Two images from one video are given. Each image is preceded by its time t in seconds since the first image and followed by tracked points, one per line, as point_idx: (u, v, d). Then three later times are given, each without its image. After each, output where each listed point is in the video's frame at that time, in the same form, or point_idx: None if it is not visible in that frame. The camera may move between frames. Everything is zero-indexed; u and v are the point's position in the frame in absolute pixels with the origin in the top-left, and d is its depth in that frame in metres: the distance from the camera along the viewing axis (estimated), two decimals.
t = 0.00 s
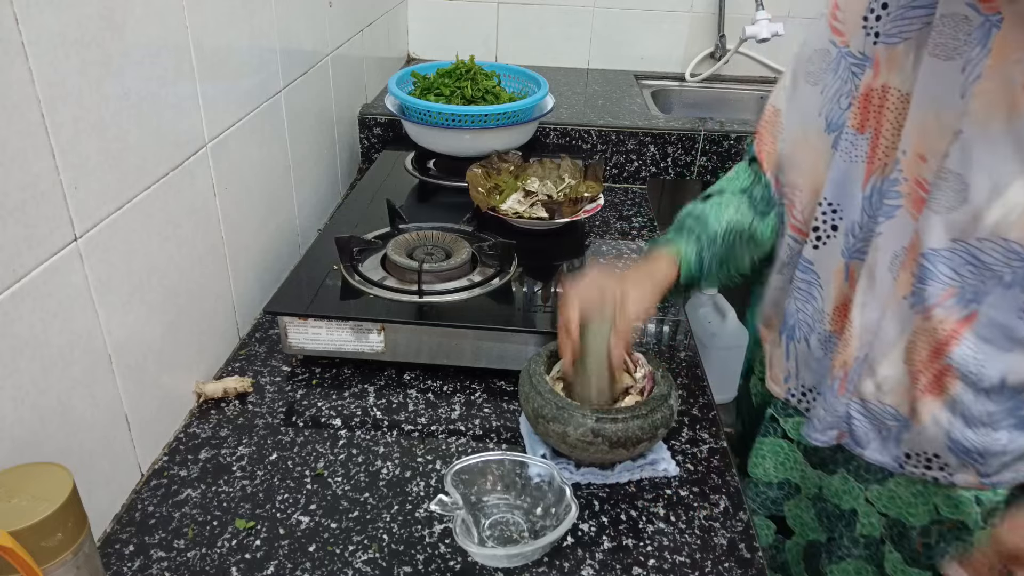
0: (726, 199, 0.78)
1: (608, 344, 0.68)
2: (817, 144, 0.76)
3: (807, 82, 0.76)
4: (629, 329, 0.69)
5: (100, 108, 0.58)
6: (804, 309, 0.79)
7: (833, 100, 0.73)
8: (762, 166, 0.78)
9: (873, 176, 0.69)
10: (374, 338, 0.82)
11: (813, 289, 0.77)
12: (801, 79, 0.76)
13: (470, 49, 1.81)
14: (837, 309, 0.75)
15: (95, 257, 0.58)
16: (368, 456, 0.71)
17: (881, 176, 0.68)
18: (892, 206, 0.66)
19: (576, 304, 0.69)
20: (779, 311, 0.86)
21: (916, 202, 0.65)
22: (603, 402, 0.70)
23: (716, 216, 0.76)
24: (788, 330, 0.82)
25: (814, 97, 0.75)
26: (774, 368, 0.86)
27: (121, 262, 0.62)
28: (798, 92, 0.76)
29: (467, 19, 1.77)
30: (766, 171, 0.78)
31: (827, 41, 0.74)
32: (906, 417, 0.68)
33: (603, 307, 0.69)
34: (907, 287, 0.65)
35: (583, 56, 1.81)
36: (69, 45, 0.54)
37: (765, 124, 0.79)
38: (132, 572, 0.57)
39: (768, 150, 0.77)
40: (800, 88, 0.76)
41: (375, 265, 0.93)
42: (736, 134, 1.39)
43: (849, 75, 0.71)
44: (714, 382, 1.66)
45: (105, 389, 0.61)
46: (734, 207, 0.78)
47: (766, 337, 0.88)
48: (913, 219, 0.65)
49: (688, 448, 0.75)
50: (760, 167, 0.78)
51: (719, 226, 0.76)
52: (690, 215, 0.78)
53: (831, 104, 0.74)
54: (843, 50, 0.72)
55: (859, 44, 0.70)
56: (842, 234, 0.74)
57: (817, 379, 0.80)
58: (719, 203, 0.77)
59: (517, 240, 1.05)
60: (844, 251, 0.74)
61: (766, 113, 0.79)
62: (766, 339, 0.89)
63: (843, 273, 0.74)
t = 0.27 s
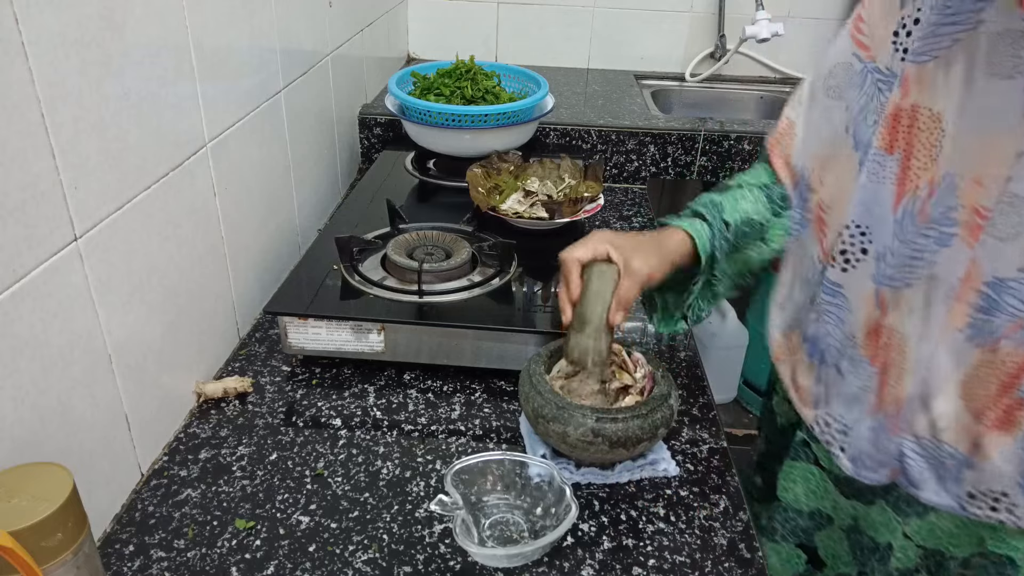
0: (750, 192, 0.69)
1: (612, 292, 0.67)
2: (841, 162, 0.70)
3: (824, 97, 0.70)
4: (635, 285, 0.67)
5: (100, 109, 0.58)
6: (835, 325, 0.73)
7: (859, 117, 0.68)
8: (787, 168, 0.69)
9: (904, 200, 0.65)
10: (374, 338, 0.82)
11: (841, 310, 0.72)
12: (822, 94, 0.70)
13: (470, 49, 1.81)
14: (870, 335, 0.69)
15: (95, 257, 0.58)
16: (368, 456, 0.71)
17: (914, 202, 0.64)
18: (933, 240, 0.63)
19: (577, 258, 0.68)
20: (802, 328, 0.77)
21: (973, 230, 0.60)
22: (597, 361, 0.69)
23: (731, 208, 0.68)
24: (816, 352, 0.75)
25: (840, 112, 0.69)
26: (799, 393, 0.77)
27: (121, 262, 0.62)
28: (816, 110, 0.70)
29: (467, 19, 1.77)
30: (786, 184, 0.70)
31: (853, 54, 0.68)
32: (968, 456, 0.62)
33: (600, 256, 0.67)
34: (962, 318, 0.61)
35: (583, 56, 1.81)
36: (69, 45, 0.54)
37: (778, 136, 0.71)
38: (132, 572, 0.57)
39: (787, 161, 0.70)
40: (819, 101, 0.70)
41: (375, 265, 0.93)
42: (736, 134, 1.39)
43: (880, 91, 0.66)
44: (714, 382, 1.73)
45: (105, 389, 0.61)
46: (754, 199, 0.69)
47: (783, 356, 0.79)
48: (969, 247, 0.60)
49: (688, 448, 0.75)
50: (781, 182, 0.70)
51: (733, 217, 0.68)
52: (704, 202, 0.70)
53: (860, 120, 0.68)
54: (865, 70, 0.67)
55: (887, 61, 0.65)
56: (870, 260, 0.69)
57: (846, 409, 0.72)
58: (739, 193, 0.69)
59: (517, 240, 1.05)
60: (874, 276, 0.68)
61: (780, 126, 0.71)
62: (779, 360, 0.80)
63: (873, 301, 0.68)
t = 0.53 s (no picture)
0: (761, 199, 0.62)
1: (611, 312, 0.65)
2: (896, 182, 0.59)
3: (861, 115, 0.60)
4: (635, 303, 0.63)
5: (100, 109, 0.58)
6: (897, 364, 0.59)
7: (903, 138, 0.58)
8: (804, 185, 0.62)
9: (968, 229, 0.53)
10: (374, 338, 0.82)
11: (902, 350, 0.59)
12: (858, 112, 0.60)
13: (470, 49, 1.81)
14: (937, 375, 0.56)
15: (95, 257, 0.58)
16: (367, 456, 0.71)
17: (981, 229, 0.52)
18: (1009, 270, 0.50)
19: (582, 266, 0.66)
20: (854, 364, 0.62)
21: None
22: (597, 374, 0.69)
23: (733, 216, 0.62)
24: (876, 395, 0.61)
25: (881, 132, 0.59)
26: (852, 432, 0.63)
27: (121, 262, 0.62)
28: (837, 137, 0.61)
29: (467, 19, 1.77)
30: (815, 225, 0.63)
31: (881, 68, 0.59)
32: None
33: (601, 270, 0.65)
34: None
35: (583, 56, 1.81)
36: (69, 45, 0.54)
37: (806, 166, 0.63)
38: (132, 572, 0.57)
39: (821, 199, 0.62)
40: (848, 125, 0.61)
41: (375, 265, 0.93)
42: (736, 134, 1.38)
43: (930, 107, 0.56)
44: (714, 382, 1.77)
45: (105, 389, 0.61)
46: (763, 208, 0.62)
47: (834, 403, 0.64)
48: None
49: (688, 448, 0.75)
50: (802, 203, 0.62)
51: (739, 231, 0.62)
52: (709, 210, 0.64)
53: (919, 134, 0.57)
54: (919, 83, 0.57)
55: (929, 78, 0.56)
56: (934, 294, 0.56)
57: (914, 457, 0.58)
58: (750, 206, 0.62)
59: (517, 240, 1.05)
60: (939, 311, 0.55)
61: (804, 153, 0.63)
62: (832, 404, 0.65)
63: (937, 337, 0.55)
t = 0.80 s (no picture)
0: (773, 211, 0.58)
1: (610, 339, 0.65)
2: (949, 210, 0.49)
3: (908, 137, 0.51)
4: (629, 332, 0.61)
5: (100, 108, 0.58)
6: (961, 412, 0.48)
7: (961, 163, 0.48)
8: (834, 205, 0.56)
9: None
10: (374, 338, 0.82)
11: (966, 394, 0.48)
12: (906, 133, 0.52)
13: (470, 49, 1.81)
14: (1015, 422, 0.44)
15: (95, 257, 0.58)
16: (367, 456, 0.71)
17: None
18: None
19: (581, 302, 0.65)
20: (897, 407, 0.52)
21: None
22: (594, 398, 0.70)
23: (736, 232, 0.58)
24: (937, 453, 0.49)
25: (937, 155, 0.50)
26: (903, 480, 0.51)
27: (121, 262, 0.62)
28: (876, 158, 0.54)
29: (467, 19, 1.77)
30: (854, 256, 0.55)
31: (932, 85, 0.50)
32: None
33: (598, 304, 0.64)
34: None
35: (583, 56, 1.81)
36: (70, 45, 0.54)
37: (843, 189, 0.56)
38: (132, 572, 0.57)
39: (859, 225, 0.55)
40: (894, 146, 0.52)
41: (375, 265, 0.93)
42: (736, 134, 1.38)
43: (989, 133, 0.46)
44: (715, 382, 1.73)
45: (105, 389, 0.61)
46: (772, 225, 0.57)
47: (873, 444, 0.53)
48: None
49: (688, 448, 0.75)
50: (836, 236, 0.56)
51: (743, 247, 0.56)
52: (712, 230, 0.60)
53: (971, 163, 0.47)
54: (976, 105, 0.47)
55: (987, 100, 0.46)
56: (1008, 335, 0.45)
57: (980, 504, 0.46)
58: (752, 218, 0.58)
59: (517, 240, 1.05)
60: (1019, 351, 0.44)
61: (840, 174, 0.56)
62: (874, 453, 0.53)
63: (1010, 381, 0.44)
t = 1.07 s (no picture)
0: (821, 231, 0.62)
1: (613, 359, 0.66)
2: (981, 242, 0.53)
3: (940, 166, 0.57)
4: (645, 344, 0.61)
5: (100, 109, 0.58)
6: (994, 447, 0.51)
7: (988, 194, 0.52)
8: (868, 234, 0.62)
9: None
10: (374, 338, 0.82)
11: (1000, 437, 0.50)
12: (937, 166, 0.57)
13: (470, 49, 1.81)
14: None
15: (95, 257, 0.58)
16: (367, 456, 0.71)
17: None
18: None
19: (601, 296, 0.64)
20: (927, 452, 0.55)
21: None
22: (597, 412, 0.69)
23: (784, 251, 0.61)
24: (962, 490, 0.52)
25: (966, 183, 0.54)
26: (932, 534, 0.54)
27: (121, 261, 0.62)
28: (912, 193, 0.59)
29: (467, 19, 1.77)
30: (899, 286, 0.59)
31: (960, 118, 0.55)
32: None
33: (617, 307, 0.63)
34: None
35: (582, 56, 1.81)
36: (70, 45, 0.54)
37: (881, 222, 0.61)
38: (132, 572, 0.57)
39: (897, 255, 0.59)
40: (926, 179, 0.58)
41: (375, 265, 0.93)
42: (736, 134, 1.38)
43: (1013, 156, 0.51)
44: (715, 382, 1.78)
45: (105, 389, 0.61)
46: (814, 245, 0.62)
47: (902, 497, 0.57)
48: None
49: (688, 448, 0.75)
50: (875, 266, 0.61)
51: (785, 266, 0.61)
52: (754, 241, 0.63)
53: (1001, 188, 0.51)
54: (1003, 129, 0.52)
55: (1015, 126, 0.51)
56: None
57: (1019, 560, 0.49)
58: (798, 234, 0.62)
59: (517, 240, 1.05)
60: None
61: (876, 210, 0.61)
62: (903, 504, 0.57)
63: None
